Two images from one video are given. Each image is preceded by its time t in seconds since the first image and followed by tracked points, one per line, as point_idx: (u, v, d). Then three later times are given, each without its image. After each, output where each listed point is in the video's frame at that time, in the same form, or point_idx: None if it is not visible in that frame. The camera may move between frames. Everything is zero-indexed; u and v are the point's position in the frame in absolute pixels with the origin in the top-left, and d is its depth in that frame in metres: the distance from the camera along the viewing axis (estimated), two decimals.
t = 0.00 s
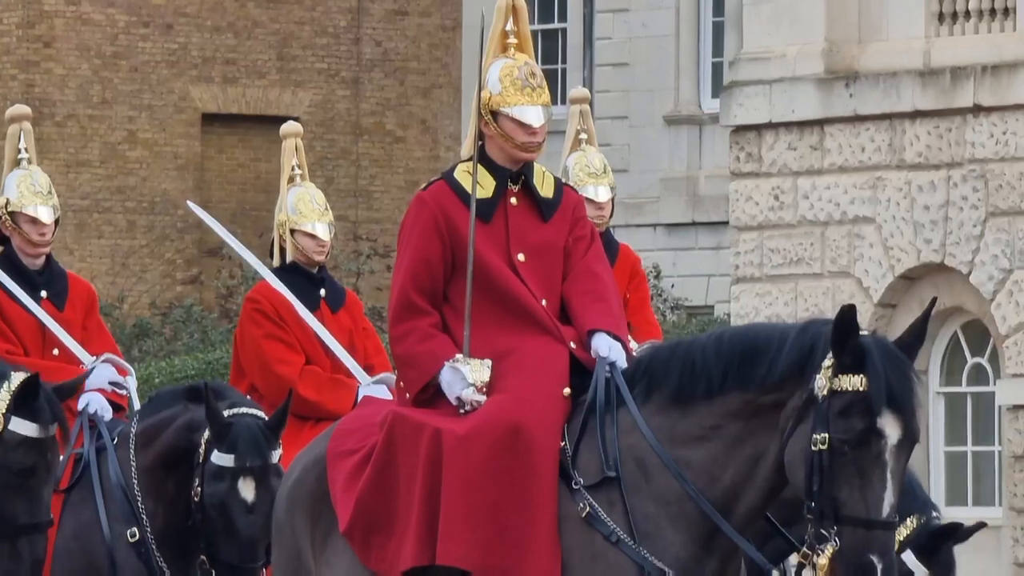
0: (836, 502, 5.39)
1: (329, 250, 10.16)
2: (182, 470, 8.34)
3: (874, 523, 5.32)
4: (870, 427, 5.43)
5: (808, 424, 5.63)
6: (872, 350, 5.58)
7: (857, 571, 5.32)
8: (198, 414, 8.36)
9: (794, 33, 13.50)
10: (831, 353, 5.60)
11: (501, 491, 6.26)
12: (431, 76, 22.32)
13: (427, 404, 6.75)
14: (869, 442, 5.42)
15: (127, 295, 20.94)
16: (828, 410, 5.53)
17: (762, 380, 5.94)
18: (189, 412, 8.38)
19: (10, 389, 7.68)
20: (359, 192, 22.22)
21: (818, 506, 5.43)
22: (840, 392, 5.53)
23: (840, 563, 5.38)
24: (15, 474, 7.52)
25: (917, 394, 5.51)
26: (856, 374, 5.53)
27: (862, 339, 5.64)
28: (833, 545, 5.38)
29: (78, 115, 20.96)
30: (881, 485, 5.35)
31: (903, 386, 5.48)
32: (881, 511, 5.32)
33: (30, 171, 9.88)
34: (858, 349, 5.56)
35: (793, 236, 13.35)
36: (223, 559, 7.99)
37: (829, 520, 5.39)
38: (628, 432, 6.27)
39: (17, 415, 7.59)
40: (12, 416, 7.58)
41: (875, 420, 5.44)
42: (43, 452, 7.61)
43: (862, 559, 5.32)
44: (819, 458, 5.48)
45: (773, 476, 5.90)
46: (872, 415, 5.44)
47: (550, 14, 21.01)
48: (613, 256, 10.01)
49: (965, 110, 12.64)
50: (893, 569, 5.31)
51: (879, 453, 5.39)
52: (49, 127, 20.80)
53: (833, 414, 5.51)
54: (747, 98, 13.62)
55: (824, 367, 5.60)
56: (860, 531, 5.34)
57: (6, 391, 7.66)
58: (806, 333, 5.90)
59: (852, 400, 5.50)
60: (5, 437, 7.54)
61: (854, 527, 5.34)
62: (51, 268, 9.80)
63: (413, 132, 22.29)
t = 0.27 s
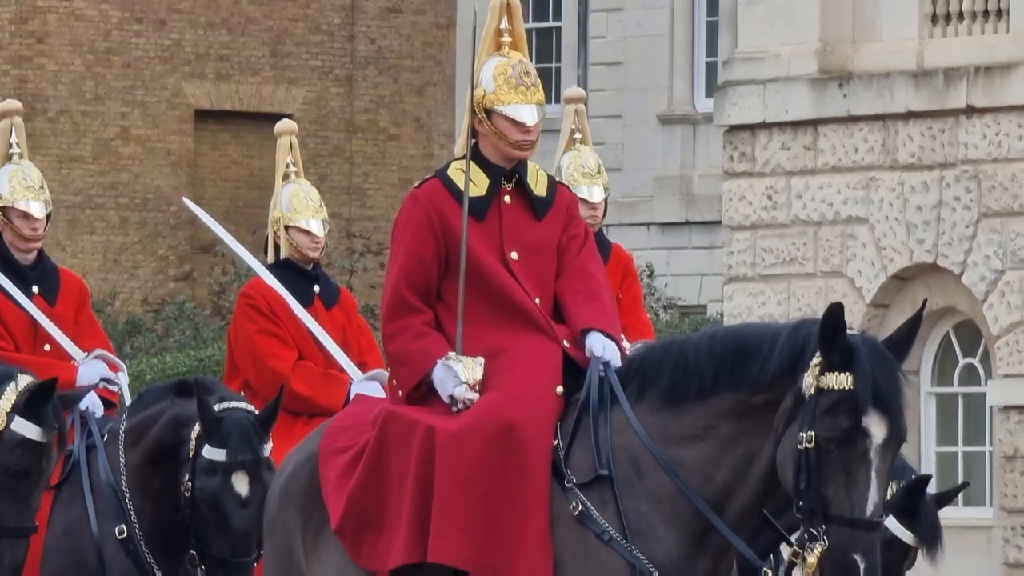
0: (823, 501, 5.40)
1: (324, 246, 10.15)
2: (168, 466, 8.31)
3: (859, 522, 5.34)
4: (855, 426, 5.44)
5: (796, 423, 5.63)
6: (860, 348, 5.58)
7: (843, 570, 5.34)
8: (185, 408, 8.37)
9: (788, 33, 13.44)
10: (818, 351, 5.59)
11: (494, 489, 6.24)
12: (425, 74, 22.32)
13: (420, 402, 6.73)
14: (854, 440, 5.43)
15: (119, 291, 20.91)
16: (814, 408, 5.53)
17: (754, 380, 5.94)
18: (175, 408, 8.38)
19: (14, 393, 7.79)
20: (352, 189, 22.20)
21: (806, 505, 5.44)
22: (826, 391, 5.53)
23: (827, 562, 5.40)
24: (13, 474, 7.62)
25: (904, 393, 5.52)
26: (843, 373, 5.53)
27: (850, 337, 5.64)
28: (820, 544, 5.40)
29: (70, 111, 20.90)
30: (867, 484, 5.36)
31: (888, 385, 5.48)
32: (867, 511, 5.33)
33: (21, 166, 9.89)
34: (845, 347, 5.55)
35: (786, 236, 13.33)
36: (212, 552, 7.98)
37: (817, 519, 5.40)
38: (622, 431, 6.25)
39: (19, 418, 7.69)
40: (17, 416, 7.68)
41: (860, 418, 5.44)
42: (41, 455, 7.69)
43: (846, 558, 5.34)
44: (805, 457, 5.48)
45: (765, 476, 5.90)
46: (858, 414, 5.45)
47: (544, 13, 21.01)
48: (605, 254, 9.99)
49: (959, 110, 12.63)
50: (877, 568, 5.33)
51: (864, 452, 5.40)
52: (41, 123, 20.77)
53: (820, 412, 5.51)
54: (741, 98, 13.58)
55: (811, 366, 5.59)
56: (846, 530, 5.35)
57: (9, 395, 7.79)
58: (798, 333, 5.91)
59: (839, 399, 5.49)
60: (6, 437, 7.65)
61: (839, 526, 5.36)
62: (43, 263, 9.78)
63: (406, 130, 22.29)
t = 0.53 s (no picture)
0: (808, 497, 5.43)
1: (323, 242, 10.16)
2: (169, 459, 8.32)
3: (840, 518, 5.35)
4: (838, 422, 5.46)
5: (784, 419, 5.65)
6: (846, 345, 5.61)
7: (826, 566, 5.35)
8: (190, 402, 8.38)
9: (788, 32, 13.41)
10: (805, 348, 5.63)
11: (492, 485, 6.23)
12: (424, 69, 22.31)
13: (418, 397, 6.72)
14: (837, 436, 5.45)
15: (115, 285, 20.90)
16: (800, 404, 5.56)
17: (748, 377, 5.95)
18: (178, 401, 8.39)
19: (21, 379, 7.64)
20: (350, 184, 22.19)
21: (792, 501, 5.47)
22: (812, 386, 5.56)
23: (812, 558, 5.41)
24: (26, 462, 7.48)
25: (888, 390, 5.54)
26: (829, 368, 5.56)
27: (837, 334, 5.68)
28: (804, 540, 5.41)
29: (67, 104, 20.89)
30: (848, 480, 5.38)
31: (872, 382, 5.51)
32: (848, 507, 5.35)
33: (16, 159, 9.81)
34: (831, 344, 5.57)
35: (783, 234, 13.32)
36: (225, 543, 7.94)
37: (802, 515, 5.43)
38: (619, 427, 6.25)
39: (29, 404, 7.54)
40: (26, 404, 7.53)
41: (842, 415, 5.46)
42: (53, 441, 7.58)
43: (828, 554, 5.35)
44: (791, 453, 5.50)
45: (761, 473, 5.90)
46: (841, 410, 5.47)
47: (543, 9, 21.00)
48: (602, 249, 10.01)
49: (956, 109, 12.62)
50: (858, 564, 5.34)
51: (846, 448, 5.42)
52: (38, 116, 20.77)
53: (804, 408, 5.54)
54: (739, 95, 13.54)
55: (798, 362, 5.64)
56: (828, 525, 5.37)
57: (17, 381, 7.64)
58: (790, 330, 5.93)
59: (823, 394, 5.52)
60: (18, 425, 7.48)
61: (822, 523, 5.38)
62: (37, 256, 9.74)
63: (405, 126, 22.29)
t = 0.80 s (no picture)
0: (799, 485, 5.56)
1: (332, 229, 10.04)
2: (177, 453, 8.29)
3: (828, 507, 5.50)
4: (831, 412, 5.59)
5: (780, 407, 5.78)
6: (842, 336, 5.72)
7: (809, 554, 5.51)
8: (203, 397, 8.32)
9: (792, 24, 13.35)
10: (802, 338, 5.74)
11: (496, 474, 6.23)
12: (430, 60, 22.35)
13: (421, 386, 6.72)
14: (830, 426, 5.58)
15: (119, 274, 20.93)
16: (794, 392, 5.69)
17: (749, 367, 5.97)
18: (191, 396, 8.34)
19: (42, 381, 7.51)
20: (355, 174, 22.23)
21: (781, 488, 5.60)
22: (807, 375, 5.69)
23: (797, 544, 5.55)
24: (46, 461, 7.43)
25: (882, 383, 5.66)
26: (824, 358, 5.68)
27: (834, 324, 5.79)
28: (791, 528, 5.56)
29: (73, 92, 20.92)
30: (837, 471, 5.52)
31: (865, 375, 5.63)
32: (835, 497, 5.50)
33: (20, 146, 9.77)
34: (829, 335, 5.70)
35: (788, 226, 13.32)
36: (243, 550, 7.80)
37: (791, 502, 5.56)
38: (622, 417, 6.25)
39: (52, 406, 7.48)
40: (49, 406, 7.47)
41: (835, 406, 5.59)
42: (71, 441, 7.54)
43: (812, 543, 5.50)
44: (784, 440, 5.63)
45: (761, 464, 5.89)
46: (833, 401, 5.60)
47: None
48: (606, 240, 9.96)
49: (960, 103, 12.62)
50: (843, 553, 5.50)
51: (837, 438, 5.55)
52: (42, 104, 20.79)
53: (797, 397, 5.67)
54: (744, 87, 13.47)
55: (796, 350, 5.75)
56: (814, 514, 5.52)
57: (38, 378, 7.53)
58: (789, 320, 5.95)
59: (818, 384, 5.65)
60: (42, 427, 7.42)
61: (807, 511, 5.53)
62: (41, 244, 9.76)
63: (410, 116, 22.32)
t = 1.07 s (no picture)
0: (849, 467, 5.55)
1: (386, 210, 9.94)
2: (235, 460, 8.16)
3: (878, 488, 5.47)
4: (877, 392, 5.58)
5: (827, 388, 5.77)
6: (883, 315, 5.71)
7: (860, 535, 5.49)
8: (274, 413, 8.13)
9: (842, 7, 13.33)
10: (845, 319, 5.73)
11: (547, 455, 6.24)
12: (480, 43, 22.41)
13: (473, 368, 6.73)
14: (876, 406, 5.56)
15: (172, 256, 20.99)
16: (840, 374, 5.68)
17: (795, 349, 5.95)
18: (260, 408, 8.15)
19: (112, 375, 7.47)
20: (406, 157, 22.20)
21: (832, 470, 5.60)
22: (852, 356, 5.67)
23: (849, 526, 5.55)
24: (106, 456, 7.36)
25: (925, 359, 5.64)
26: (867, 339, 5.66)
27: (875, 304, 5.77)
28: (844, 510, 5.56)
29: (124, 76, 20.95)
30: (886, 450, 5.50)
31: (909, 355, 5.61)
32: (885, 477, 5.47)
33: (71, 128, 9.85)
34: (871, 316, 5.68)
35: (838, 208, 13.29)
36: None
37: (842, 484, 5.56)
38: (672, 399, 6.25)
39: (118, 402, 7.42)
40: (116, 401, 7.41)
41: (880, 384, 5.57)
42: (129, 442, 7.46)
43: (864, 524, 5.48)
44: (833, 423, 5.63)
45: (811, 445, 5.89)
46: (879, 380, 5.58)
47: None
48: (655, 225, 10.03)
49: (1010, 86, 12.53)
50: (895, 533, 5.46)
51: (885, 417, 5.54)
52: (94, 88, 20.84)
53: (843, 378, 5.66)
54: (794, 71, 13.48)
55: (840, 332, 5.74)
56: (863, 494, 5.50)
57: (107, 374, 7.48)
58: (834, 303, 5.93)
59: (863, 364, 5.63)
60: (107, 421, 7.36)
61: (857, 492, 5.51)
62: (92, 226, 9.81)
63: (461, 100, 22.33)
